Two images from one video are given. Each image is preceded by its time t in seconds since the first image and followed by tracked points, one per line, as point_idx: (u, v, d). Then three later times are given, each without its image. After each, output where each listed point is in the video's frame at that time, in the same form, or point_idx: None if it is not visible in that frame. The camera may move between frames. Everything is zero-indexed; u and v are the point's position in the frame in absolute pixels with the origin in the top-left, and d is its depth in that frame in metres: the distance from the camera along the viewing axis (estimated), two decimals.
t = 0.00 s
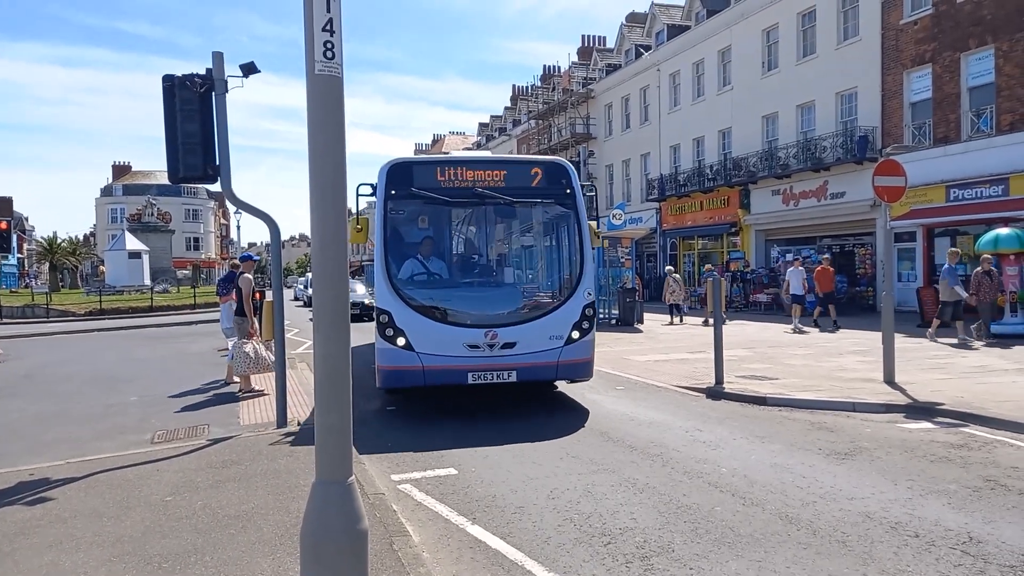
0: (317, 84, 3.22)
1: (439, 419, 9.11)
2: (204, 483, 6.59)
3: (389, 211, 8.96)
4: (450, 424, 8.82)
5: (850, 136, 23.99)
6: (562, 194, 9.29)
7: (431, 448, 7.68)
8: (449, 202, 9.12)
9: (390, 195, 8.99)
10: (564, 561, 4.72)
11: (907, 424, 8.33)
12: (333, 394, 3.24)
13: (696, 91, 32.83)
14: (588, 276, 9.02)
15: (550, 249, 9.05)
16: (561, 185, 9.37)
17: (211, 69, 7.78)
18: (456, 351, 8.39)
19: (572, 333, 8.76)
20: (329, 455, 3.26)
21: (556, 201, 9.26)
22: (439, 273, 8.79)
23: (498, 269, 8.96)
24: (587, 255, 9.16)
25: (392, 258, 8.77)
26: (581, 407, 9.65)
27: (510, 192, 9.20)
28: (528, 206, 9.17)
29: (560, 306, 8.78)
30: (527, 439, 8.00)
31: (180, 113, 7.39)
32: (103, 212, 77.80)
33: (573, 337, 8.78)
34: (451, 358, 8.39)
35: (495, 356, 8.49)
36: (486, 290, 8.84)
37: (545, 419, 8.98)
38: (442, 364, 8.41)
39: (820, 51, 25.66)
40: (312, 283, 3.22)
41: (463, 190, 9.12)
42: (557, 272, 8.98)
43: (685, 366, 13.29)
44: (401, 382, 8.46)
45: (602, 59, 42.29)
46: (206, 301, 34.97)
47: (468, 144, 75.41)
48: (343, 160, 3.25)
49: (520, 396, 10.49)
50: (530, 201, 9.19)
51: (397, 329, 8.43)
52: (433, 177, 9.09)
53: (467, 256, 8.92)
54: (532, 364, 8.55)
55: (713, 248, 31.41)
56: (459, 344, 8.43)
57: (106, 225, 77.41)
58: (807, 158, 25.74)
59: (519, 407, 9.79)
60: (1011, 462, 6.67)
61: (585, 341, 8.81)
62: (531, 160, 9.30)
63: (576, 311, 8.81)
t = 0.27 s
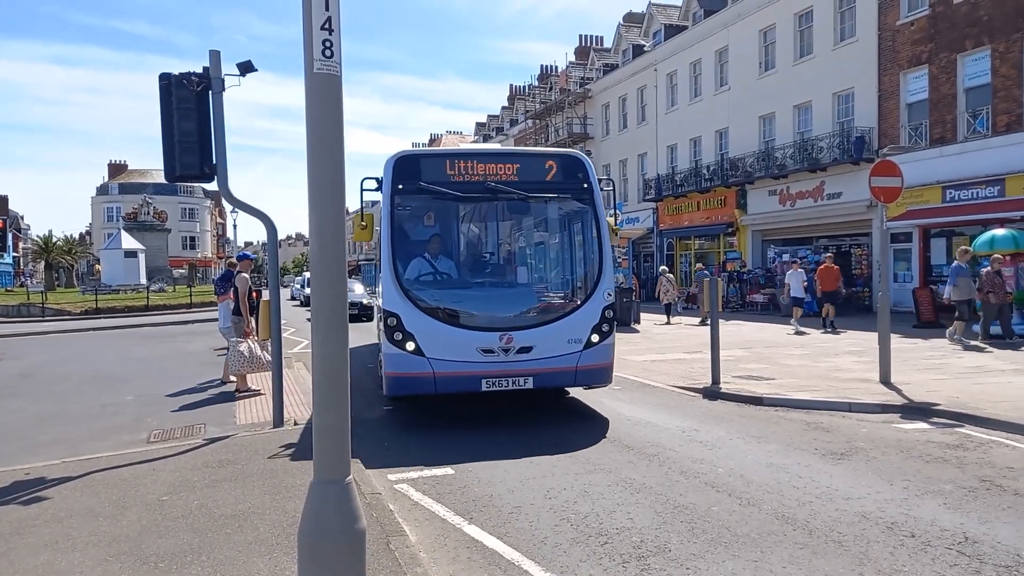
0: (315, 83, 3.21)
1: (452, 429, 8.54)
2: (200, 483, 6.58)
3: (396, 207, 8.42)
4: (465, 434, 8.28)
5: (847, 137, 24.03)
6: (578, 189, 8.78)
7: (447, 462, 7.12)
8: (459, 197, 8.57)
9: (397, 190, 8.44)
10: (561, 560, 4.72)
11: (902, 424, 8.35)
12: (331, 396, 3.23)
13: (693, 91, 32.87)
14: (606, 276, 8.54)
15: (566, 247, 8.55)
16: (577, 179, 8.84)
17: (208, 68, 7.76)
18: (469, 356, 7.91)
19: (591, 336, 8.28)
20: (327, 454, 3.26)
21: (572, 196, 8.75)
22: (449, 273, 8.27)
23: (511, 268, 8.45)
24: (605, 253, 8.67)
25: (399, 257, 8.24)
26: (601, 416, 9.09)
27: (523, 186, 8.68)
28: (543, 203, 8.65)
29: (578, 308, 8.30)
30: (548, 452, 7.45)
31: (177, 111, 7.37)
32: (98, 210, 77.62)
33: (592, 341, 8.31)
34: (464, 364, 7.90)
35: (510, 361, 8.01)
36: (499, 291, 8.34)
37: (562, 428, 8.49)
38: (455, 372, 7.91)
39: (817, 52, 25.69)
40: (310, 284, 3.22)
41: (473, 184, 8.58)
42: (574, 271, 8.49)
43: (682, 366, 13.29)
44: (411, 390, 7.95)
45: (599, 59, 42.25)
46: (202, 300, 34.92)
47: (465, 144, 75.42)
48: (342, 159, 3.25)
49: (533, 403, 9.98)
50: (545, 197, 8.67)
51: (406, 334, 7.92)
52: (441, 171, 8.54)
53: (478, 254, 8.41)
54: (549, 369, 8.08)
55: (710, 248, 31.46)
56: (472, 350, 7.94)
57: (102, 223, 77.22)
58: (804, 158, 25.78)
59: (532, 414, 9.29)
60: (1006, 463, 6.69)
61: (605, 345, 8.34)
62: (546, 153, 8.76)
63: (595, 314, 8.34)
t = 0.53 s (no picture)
0: (313, 83, 3.22)
1: (467, 442, 7.97)
2: (197, 484, 6.57)
3: (404, 204, 7.80)
4: (481, 447, 7.72)
5: (843, 138, 24.09)
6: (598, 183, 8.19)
7: (466, 479, 6.56)
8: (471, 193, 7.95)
9: (404, 186, 7.81)
10: (558, 561, 4.73)
11: (899, 424, 8.37)
12: (329, 397, 3.23)
13: (689, 91, 32.91)
14: (630, 276, 7.98)
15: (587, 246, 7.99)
16: (596, 172, 8.25)
17: (204, 68, 7.75)
18: (485, 364, 7.36)
19: (614, 341, 7.75)
20: (325, 454, 3.26)
21: (592, 191, 8.15)
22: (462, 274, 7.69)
23: (526, 268, 7.88)
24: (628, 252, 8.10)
25: (407, 257, 7.65)
26: (623, 425, 8.54)
27: (540, 180, 8.07)
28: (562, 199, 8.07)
29: (600, 312, 7.75)
30: (573, 467, 6.90)
31: (173, 112, 7.36)
32: (94, 211, 77.44)
33: (615, 346, 7.78)
34: (479, 373, 7.35)
35: (528, 369, 7.46)
36: (514, 293, 7.77)
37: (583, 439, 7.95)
38: (471, 381, 7.35)
39: (814, 53, 25.74)
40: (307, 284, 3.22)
41: (486, 178, 7.95)
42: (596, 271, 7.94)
43: (679, 366, 13.31)
44: (422, 400, 7.39)
45: (595, 59, 42.28)
46: (199, 301, 34.87)
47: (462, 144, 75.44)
48: (340, 159, 3.25)
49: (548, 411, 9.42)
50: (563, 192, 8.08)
51: (416, 341, 7.35)
52: (452, 165, 7.91)
53: (492, 254, 7.82)
54: (570, 377, 7.54)
55: (706, 248, 31.52)
56: (488, 358, 7.38)
57: (98, 224, 77.07)
58: (800, 159, 25.84)
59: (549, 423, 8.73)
60: (1002, 462, 6.70)
61: (629, 351, 7.82)
62: (562, 145, 8.16)
63: (619, 317, 7.80)
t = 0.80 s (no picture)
0: (312, 80, 3.21)
1: (485, 452, 7.41)
2: (194, 482, 6.56)
3: (416, 197, 7.24)
4: (501, 458, 7.18)
5: (841, 136, 24.11)
6: (624, 174, 7.67)
7: (489, 496, 6.01)
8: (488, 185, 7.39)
9: (416, 177, 7.25)
10: (556, 558, 4.73)
11: (896, 422, 8.38)
12: (328, 397, 3.23)
13: (687, 90, 32.91)
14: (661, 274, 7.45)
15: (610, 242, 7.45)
16: (621, 162, 7.71)
17: (202, 65, 7.73)
18: (507, 370, 6.82)
19: (645, 345, 7.24)
20: (323, 452, 3.25)
21: (617, 183, 7.63)
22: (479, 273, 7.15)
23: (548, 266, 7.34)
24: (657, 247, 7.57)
25: (419, 255, 7.09)
26: (634, 428, 8.29)
27: (562, 170, 7.53)
28: (586, 191, 7.53)
29: (629, 313, 7.23)
30: (605, 482, 6.33)
31: (170, 110, 7.34)
32: (91, 208, 77.28)
33: (645, 351, 7.26)
34: (501, 380, 6.82)
35: (553, 375, 6.93)
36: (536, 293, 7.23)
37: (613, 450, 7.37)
38: (493, 389, 6.82)
39: (811, 51, 25.74)
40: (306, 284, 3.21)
41: (505, 169, 7.40)
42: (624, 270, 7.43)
43: (677, 364, 13.31)
44: (438, 410, 6.83)
45: (593, 58, 42.29)
46: (196, 299, 34.83)
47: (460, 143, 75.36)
48: (338, 157, 3.24)
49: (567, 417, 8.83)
50: (586, 184, 7.54)
51: (433, 346, 6.80)
52: (467, 155, 7.35)
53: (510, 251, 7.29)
54: (598, 384, 7.02)
55: (704, 247, 31.55)
56: (510, 363, 6.85)
57: (94, 222, 76.89)
58: (798, 158, 25.86)
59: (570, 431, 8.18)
60: (999, 460, 6.72)
61: (661, 354, 7.31)
62: (584, 134, 7.63)
63: (649, 318, 7.28)
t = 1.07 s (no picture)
0: (311, 76, 3.21)
1: (510, 465, 6.78)
2: (194, 478, 6.56)
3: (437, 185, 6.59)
4: (530, 473, 6.54)
5: (841, 134, 24.10)
6: (663, 163, 7.01)
7: (525, 519, 5.40)
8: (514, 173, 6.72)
9: (436, 165, 6.59)
10: (555, 555, 4.73)
11: (895, 421, 8.39)
12: (327, 393, 3.24)
13: (687, 88, 32.89)
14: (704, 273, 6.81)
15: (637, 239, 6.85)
16: (658, 150, 7.04)
17: (201, 61, 7.72)
18: (540, 377, 6.20)
19: (687, 350, 6.62)
20: (323, 449, 3.25)
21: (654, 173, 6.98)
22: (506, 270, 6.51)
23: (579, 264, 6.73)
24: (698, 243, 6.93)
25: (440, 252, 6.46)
26: (634, 425, 8.29)
27: (596, 158, 6.87)
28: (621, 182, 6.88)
29: (671, 315, 6.61)
30: (652, 502, 5.70)
31: (170, 105, 7.33)
32: (90, 204, 77.21)
33: (687, 356, 6.63)
34: (533, 388, 6.20)
35: (590, 382, 6.31)
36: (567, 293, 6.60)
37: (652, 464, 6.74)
38: (524, 397, 6.20)
39: (812, 49, 25.72)
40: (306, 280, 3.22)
41: (533, 157, 6.74)
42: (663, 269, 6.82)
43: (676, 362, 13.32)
44: (463, 421, 6.20)
45: (593, 55, 42.26)
46: (195, 295, 34.82)
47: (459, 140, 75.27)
48: (339, 152, 3.24)
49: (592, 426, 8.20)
50: (622, 174, 6.89)
51: (458, 351, 6.16)
52: (492, 141, 6.69)
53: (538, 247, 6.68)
54: (638, 392, 6.41)
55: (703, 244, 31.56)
56: (542, 370, 6.22)
57: (93, 218, 76.81)
58: (798, 156, 25.86)
59: (600, 442, 7.55)
60: (998, 459, 6.73)
61: (705, 359, 6.69)
62: (619, 118, 6.95)
63: (691, 321, 6.65)
